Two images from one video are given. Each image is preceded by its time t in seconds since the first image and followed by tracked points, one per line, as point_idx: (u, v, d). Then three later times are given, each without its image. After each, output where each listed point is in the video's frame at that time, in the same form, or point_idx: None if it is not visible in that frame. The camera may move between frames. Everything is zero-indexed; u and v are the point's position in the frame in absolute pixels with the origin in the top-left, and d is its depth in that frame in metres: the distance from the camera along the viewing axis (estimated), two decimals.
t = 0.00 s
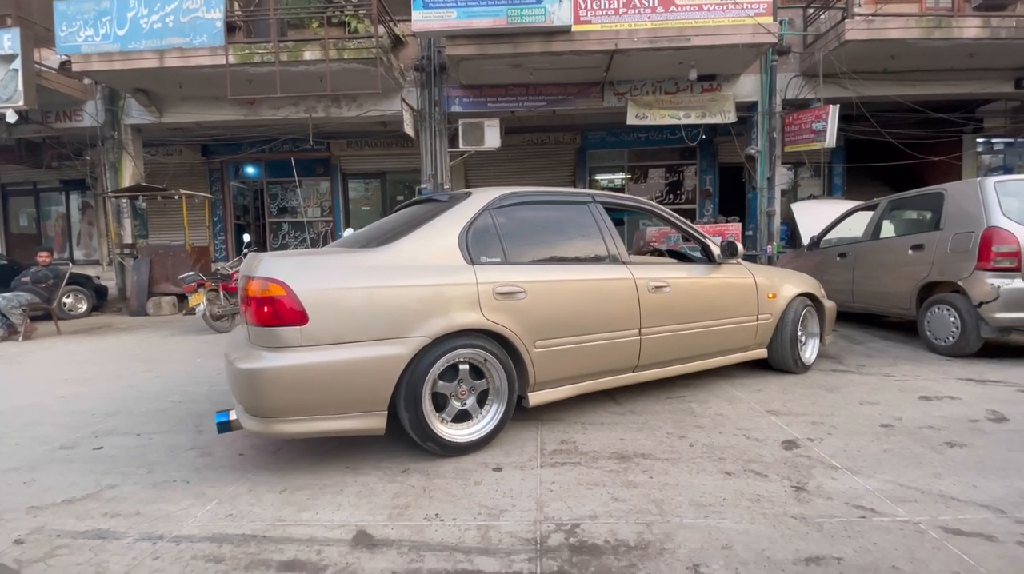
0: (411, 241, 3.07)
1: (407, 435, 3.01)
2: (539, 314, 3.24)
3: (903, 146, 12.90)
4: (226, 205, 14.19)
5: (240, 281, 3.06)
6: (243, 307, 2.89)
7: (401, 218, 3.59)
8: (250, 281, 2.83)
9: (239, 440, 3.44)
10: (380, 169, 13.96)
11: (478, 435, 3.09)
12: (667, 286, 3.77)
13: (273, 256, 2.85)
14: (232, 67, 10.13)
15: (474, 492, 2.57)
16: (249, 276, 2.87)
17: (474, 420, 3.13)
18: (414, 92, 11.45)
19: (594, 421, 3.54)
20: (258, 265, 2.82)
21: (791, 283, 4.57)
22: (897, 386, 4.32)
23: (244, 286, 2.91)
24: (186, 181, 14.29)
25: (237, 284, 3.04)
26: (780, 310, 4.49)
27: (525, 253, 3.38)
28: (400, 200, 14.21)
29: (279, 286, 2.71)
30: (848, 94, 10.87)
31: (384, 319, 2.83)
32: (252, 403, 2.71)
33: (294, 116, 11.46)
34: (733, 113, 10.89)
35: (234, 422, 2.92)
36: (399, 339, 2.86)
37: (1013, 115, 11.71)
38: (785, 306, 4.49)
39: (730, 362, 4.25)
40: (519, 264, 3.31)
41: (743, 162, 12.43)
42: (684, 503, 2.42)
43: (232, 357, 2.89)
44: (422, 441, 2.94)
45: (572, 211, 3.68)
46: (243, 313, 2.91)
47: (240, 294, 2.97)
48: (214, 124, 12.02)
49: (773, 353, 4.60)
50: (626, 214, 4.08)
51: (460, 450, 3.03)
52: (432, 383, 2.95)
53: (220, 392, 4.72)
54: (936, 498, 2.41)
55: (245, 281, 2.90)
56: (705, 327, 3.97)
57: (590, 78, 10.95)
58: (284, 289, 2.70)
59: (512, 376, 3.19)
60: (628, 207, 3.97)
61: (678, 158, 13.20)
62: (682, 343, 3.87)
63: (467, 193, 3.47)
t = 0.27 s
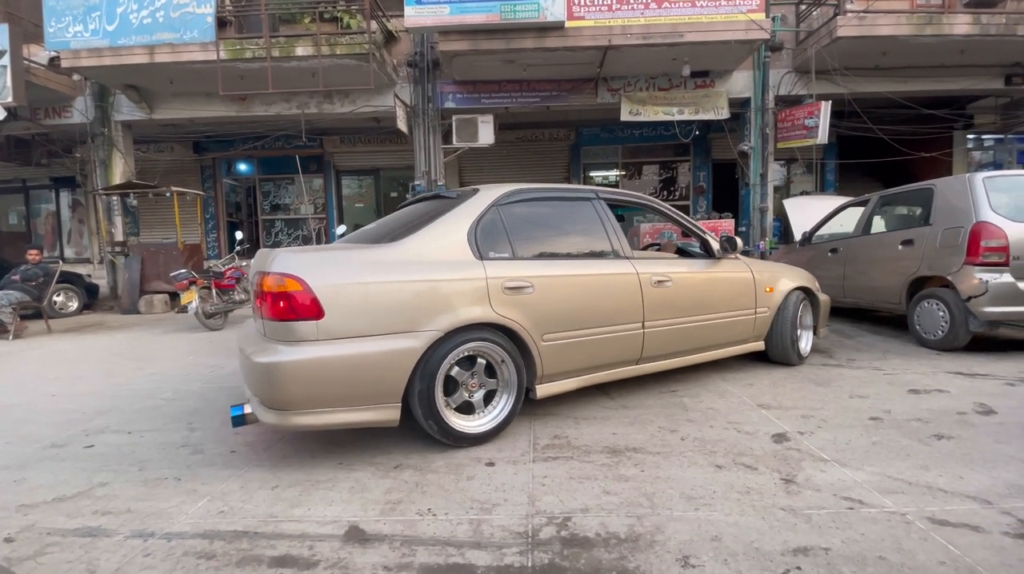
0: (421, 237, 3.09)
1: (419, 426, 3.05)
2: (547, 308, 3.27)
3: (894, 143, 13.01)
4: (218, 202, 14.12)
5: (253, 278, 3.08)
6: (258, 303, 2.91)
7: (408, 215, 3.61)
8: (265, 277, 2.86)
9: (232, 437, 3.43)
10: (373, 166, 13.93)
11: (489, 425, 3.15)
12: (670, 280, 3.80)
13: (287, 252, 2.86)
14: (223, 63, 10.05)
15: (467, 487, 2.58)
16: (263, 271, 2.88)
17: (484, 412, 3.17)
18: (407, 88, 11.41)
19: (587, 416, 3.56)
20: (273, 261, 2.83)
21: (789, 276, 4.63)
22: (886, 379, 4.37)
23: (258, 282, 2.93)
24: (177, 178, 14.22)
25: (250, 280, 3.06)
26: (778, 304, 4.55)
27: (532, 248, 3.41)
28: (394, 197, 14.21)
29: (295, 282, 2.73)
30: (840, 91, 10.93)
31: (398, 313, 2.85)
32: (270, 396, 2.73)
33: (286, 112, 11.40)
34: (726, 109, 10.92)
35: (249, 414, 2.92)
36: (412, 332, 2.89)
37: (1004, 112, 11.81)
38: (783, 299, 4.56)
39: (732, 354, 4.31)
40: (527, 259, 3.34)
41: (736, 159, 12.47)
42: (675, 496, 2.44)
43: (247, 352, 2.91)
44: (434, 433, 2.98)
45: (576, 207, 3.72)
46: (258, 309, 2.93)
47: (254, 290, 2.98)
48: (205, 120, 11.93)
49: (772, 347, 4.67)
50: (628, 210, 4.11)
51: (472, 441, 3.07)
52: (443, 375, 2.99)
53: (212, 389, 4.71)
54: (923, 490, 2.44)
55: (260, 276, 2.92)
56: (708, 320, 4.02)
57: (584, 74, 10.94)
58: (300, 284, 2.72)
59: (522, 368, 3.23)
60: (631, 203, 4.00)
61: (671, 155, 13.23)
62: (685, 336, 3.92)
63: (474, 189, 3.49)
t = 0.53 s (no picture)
0: (433, 234, 3.10)
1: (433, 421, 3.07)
2: (557, 304, 3.31)
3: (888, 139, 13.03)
4: (211, 199, 14.04)
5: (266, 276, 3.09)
6: (274, 300, 2.92)
7: (417, 212, 3.63)
8: (280, 274, 2.87)
9: (222, 437, 3.40)
10: (367, 163, 13.87)
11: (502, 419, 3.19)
12: (673, 276, 3.85)
13: (302, 249, 2.87)
14: (214, 59, 9.94)
15: (459, 486, 2.55)
16: (278, 268, 2.89)
17: (497, 406, 3.21)
18: (400, 84, 11.34)
19: (581, 413, 3.54)
20: (289, 259, 2.84)
21: (790, 273, 4.68)
22: (880, 375, 4.38)
23: (273, 280, 2.94)
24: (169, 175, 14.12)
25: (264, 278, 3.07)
26: (777, 299, 4.61)
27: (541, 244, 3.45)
28: (388, 194, 14.17)
29: (311, 279, 2.74)
30: (834, 86, 10.93)
31: (413, 309, 2.87)
32: (288, 392, 2.73)
33: (278, 109, 11.31)
34: (721, 105, 10.88)
35: (265, 411, 2.94)
36: (427, 328, 2.91)
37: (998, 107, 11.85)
38: (783, 294, 4.62)
39: (734, 348, 4.37)
40: (536, 255, 3.37)
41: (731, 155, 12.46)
42: (668, 494, 2.42)
43: (263, 349, 2.91)
44: (448, 426, 3.01)
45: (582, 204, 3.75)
46: (273, 306, 2.94)
47: (269, 287, 2.99)
48: (197, 117, 11.82)
49: (772, 341, 4.74)
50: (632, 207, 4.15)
51: (485, 434, 3.11)
52: (457, 371, 3.01)
53: (203, 389, 4.67)
54: (916, 487, 2.43)
55: (275, 273, 2.92)
56: (711, 315, 4.07)
57: (578, 70, 10.89)
58: (317, 281, 2.73)
59: (533, 363, 3.26)
60: (635, 200, 4.03)
61: (666, 151, 13.21)
62: (689, 331, 3.97)
63: (483, 186, 3.50)
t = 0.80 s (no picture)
0: (448, 232, 3.13)
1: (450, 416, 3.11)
2: (570, 300, 3.35)
3: (883, 135, 13.04)
4: (204, 198, 13.94)
5: (282, 274, 3.08)
6: (291, 298, 2.91)
7: (428, 210, 3.66)
8: (299, 272, 2.87)
9: (210, 441, 3.35)
10: (362, 160, 13.80)
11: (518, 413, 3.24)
12: (680, 273, 3.91)
13: (322, 248, 2.88)
14: (205, 56, 9.83)
15: (450, 490, 2.51)
16: (297, 265, 2.89)
17: (513, 400, 3.26)
18: (394, 81, 11.28)
19: (574, 413, 3.50)
20: (309, 257, 2.84)
21: (791, 270, 4.75)
22: (876, 372, 4.36)
23: (291, 278, 2.93)
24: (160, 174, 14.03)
25: (280, 276, 3.06)
26: (777, 294, 4.69)
27: (553, 242, 3.49)
28: (383, 192, 14.12)
29: (333, 277, 2.75)
30: (829, 83, 10.91)
31: (432, 306, 2.90)
32: (310, 390, 2.74)
33: (271, 106, 11.21)
34: (717, 102, 10.85)
35: (284, 410, 2.96)
36: (446, 325, 2.94)
37: (992, 104, 11.89)
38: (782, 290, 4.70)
39: (736, 343, 4.43)
40: (548, 253, 3.42)
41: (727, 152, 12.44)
42: (662, 496, 2.39)
43: (282, 346, 2.91)
44: (466, 422, 3.05)
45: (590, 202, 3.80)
46: (291, 304, 2.93)
47: (285, 285, 2.99)
48: (189, 115, 11.72)
49: (773, 334, 4.84)
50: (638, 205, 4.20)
51: (502, 429, 3.15)
52: (474, 367, 3.05)
53: (193, 390, 4.61)
54: (913, 487, 2.40)
55: (293, 271, 2.92)
56: (715, 311, 4.12)
57: (573, 67, 10.83)
58: (339, 279, 2.74)
59: (546, 359, 3.31)
60: (641, 198, 4.08)
61: (662, 148, 13.18)
62: (694, 326, 4.02)
63: (496, 184, 3.54)
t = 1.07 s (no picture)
0: (464, 231, 3.19)
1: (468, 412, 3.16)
2: (583, 298, 3.43)
3: (877, 134, 13.05)
4: (196, 197, 13.81)
5: (302, 274, 3.11)
6: (313, 296, 2.96)
7: (439, 210, 3.72)
8: (321, 271, 2.90)
9: (194, 446, 3.28)
10: (356, 159, 13.71)
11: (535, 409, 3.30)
12: (685, 271, 4.01)
13: (343, 247, 2.91)
14: (195, 53, 9.71)
15: (437, 496, 2.44)
16: (319, 264, 2.93)
17: (529, 396, 3.32)
18: (388, 79, 11.20)
19: (567, 416, 3.45)
20: (331, 256, 2.88)
21: (779, 262, 4.88)
22: (871, 372, 4.32)
23: (313, 277, 2.96)
24: (152, 173, 13.88)
25: (300, 276, 3.09)
26: (775, 291, 4.81)
27: (565, 240, 3.57)
28: (377, 191, 14.05)
29: (356, 275, 2.79)
30: (823, 82, 10.90)
31: (451, 303, 2.95)
32: (334, 387, 2.76)
33: (263, 104, 11.10)
34: (712, 100, 10.82)
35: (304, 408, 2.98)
36: (465, 321, 3.00)
37: (984, 103, 11.95)
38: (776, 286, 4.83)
39: (736, 339, 4.55)
40: (561, 252, 3.50)
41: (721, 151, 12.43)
42: (656, 502, 2.33)
43: (304, 346, 2.94)
44: (484, 417, 3.10)
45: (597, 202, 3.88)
46: (312, 302, 2.97)
47: (306, 284, 3.02)
48: (180, 113, 11.58)
49: (772, 332, 4.99)
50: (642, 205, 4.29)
51: (519, 424, 3.21)
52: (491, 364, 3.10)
53: (180, 393, 4.53)
54: (910, 491, 2.35)
55: (315, 269, 2.95)
56: (717, 308, 4.24)
57: (568, 65, 10.78)
58: (362, 277, 2.79)
59: (561, 355, 3.38)
60: (645, 198, 4.17)
61: (657, 147, 13.16)
62: (694, 323, 4.10)
63: (508, 185, 3.60)
